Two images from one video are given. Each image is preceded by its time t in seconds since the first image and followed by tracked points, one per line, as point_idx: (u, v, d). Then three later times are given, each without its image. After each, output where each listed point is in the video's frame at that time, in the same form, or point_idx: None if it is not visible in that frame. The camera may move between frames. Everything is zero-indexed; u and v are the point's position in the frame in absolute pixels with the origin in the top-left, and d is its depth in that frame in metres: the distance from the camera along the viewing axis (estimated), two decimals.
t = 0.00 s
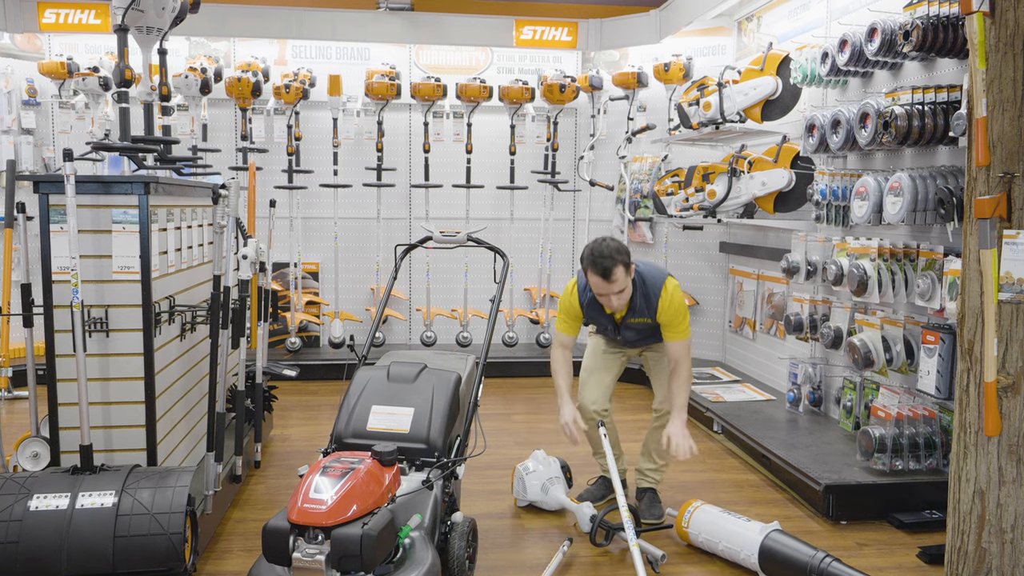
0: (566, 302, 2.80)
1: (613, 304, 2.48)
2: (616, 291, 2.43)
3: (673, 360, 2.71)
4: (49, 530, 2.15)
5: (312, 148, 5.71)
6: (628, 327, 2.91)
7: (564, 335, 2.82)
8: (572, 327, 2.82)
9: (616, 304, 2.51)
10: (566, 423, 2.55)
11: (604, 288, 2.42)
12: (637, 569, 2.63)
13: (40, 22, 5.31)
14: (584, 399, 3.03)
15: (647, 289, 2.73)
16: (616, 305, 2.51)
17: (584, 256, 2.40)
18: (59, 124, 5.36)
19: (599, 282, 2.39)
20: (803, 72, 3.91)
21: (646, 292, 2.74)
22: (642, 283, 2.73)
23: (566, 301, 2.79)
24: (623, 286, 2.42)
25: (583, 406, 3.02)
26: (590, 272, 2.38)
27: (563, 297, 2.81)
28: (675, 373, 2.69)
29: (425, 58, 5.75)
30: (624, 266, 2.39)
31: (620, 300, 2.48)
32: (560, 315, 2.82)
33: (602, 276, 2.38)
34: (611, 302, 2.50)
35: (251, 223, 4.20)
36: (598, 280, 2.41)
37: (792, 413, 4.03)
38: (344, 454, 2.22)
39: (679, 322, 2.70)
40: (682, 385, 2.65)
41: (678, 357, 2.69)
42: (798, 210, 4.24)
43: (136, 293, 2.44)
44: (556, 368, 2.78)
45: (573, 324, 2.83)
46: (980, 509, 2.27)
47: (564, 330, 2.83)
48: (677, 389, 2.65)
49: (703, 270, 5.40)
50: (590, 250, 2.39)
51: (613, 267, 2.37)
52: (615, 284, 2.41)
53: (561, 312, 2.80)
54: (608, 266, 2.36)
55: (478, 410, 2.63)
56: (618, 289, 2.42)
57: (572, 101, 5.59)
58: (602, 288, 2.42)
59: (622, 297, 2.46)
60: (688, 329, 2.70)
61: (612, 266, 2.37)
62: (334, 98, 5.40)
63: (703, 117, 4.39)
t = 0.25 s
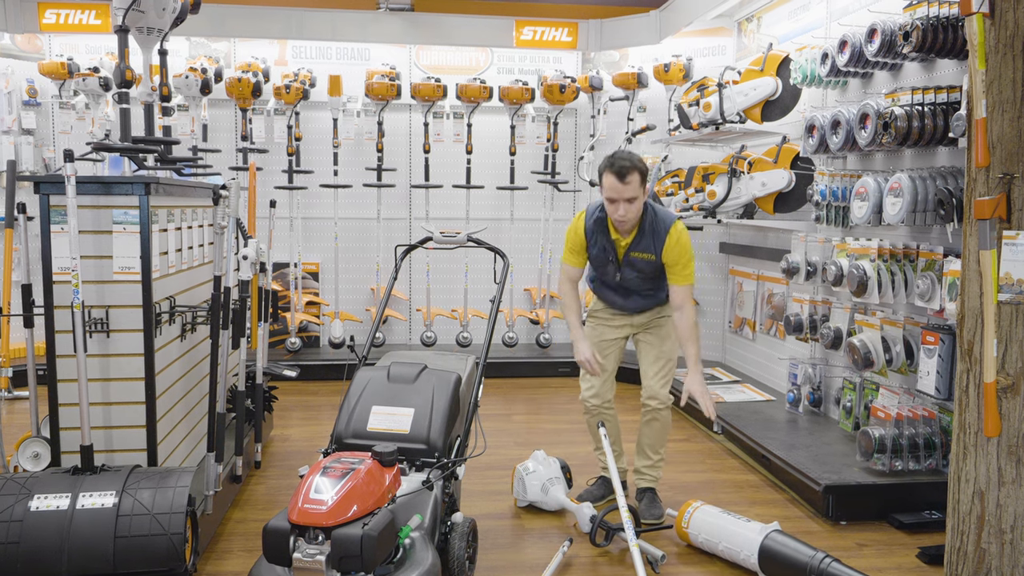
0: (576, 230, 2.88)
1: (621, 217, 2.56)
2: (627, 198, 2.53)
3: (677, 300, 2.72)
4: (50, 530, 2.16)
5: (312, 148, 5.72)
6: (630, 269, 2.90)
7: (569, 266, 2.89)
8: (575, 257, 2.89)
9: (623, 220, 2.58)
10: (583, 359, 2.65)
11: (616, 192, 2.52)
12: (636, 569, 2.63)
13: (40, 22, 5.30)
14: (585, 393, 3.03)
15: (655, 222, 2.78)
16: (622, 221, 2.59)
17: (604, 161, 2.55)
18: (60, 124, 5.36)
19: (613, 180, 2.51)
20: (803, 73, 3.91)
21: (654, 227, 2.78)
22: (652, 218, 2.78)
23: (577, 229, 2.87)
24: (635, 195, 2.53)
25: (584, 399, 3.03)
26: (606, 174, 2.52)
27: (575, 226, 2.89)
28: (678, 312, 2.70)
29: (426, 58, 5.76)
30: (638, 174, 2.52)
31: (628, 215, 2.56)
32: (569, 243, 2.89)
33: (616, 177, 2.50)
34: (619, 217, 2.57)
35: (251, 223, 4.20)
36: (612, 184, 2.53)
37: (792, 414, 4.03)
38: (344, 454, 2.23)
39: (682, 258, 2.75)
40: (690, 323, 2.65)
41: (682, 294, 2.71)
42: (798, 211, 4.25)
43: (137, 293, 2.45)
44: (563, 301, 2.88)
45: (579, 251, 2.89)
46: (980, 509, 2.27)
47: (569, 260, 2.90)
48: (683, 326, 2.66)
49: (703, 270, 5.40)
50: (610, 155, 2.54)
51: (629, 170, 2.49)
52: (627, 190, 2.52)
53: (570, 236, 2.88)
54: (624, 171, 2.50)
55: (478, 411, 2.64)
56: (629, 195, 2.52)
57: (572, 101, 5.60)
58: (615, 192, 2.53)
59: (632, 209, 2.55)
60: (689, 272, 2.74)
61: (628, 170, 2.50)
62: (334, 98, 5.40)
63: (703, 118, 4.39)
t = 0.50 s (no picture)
0: (590, 196, 2.92)
1: (637, 165, 2.62)
2: (644, 146, 2.61)
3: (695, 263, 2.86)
4: (50, 532, 2.16)
5: (312, 149, 5.72)
6: (646, 233, 2.90)
7: (580, 236, 2.93)
8: (587, 225, 2.92)
9: (638, 169, 2.64)
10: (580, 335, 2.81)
11: (633, 140, 2.60)
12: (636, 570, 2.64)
13: (40, 23, 5.31)
14: (586, 391, 3.04)
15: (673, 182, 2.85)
16: (636, 171, 2.65)
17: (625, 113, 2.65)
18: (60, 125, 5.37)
19: (631, 130, 2.59)
20: (803, 74, 3.92)
21: (671, 187, 2.85)
22: (670, 180, 2.86)
23: (592, 193, 2.92)
24: (651, 144, 2.60)
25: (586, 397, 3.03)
26: (625, 122, 2.60)
27: (589, 192, 2.93)
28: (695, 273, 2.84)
29: (425, 59, 5.76)
30: (657, 124, 2.59)
31: (645, 163, 2.62)
32: (582, 209, 2.93)
33: (634, 125, 2.58)
34: (634, 165, 2.63)
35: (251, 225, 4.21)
36: (630, 133, 2.61)
37: (791, 414, 4.03)
38: (344, 455, 2.23)
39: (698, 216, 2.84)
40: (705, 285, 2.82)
41: (698, 257, 2.85)
42: (797, 212, 4.25)
43: (137, 295, 2.45)
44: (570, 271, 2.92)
45: (592, 215, 2.91)
46: (978, 510, 2.28)
47: (580, 228, 2.93)
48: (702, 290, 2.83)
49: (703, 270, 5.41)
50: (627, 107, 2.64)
51: (647, 119, 2.57)
52: (644, 138, 2.60)
53: (585, 200, 2.92)
54: (641, 119, 2.57)
55: (478, 412, 2.64)
56: (646, 144, 2.60)
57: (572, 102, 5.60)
58: (632, 140, 2.61)
59: (648, 157, 2.62)
60: (708, 237, 2.86)
61: (646, 119, 2.57)
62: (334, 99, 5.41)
63: (703, 119, 4.38)
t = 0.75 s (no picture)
0: (594, 229, 2.80)
1: (640, 188, 2.57)
2: (642, 168, 2.56)
3: (697, 261, 2.91)
4: (50, 532, 2.17)
5: (312, 149, 5.73)
6: (661, 247, 2.87)
7: (592, 271, 2.79)
8: (599, 258, 2.79)
9: (639, 192, 2.60)
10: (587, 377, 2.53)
11: (632, 164, 2.55)
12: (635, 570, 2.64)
13: (40, 24, 5.31)
14: (601, 393, 2.94)
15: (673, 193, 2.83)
16: (640, 194, 2.60)
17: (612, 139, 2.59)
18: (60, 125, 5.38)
19: (628, 154, 2.53)
20: (802, 75, 3.93)
21: (674, 198, 2.82)
22: (668, 192, 2.84)
23: (594, 224, 2.80)
24: (648, 165, 2.56)
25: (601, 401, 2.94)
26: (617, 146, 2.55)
27: (591, 226, 2.81)
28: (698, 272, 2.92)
29: (425, 60, 5.77)
30: (651, 144, 2.55)
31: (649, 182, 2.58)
32: (591, 243, 2.78)
33: (629, 147, 2.53)
34: (640, 188, 2.58)
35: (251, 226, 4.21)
36: (626, 157, 2.56)
37: (790, 415, 4.04)
38: (342, 456, 2.23)
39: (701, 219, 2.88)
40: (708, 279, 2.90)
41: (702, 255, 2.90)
42: (796, 213, 4.26)
43: (137, 296, 2.46)
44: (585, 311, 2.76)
45: (602, 249, 2.78)
46: (977, 511, 2.28)
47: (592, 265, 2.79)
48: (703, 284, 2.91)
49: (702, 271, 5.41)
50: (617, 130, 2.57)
51: (641, 140, 2.52)
52: (642, 160, 2.55)
53: (591, 235, 2.79)
54: (635, 141, 2.52)
55: (477, 413, 2.64)
56: (644, 165, 2.55)
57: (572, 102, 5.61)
58: (631, 164, 2.55)
59: (650, 177, 2.58)
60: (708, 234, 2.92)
61: (640, 140, 2.53)
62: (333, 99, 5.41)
63: (702, 120, 4.39)
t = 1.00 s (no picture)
0: (590, 271, 2.75)
1: (627, 239, 2.55)
2: (626, 222, 2.50)
3: (686, 265, 2.98)
4: (50, 533, 2.17)
5: (312, 150, 5.73)
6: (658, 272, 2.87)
7: (593, 308, 2.73)
8: (598, 298, 2.74)
9: (626, 240, 2.57)
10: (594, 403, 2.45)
11: (615, 220, 2.49)
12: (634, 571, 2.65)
13: (40, 25, 5.31)
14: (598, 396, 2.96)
15: (662, 218, 2.79)
16: (629, 241, 2.58)
17: (591, 193, 2.49)
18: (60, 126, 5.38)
19: (609, 211, 2.46)
20: (801, 76, 3.94)
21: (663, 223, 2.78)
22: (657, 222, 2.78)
23: (587, 264, 2.75)
24: (632, 217, 2.50)
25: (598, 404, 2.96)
26: (598, 204, 2.47)
27: (584, 267, 2.75)
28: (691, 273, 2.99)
29: (424, 60, 5.77)
30: (631, 197, 2.47)
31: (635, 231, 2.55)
32: (588, 284, 2.73)
33: (610, 206, 2.46)
34: (628, 237, 2.56)
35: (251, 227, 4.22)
36: (607, 213, 2.49)
37: (789, 416, 4.04)
38: (341, 457, 2.24)
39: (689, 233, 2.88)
40: (700, 279, 2.99)
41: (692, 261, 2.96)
42: (795, 213, 4.26)
43: (136, 297, 2.46)
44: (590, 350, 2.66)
45: (599, 285, 2.74)
46: (975, 511, 2.29)
47: (593, 304, 2.73)
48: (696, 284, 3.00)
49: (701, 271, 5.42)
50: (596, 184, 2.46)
51: (620, 196, 2.44)
52: (625, 215, 2.48)
53: (587, 276, 2.73)
54: (615, 198, 2.44)
55: (475, 414, 2.64)
56: (628, 218, 2.49)
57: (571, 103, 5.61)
58: (614, 221, 2.49)
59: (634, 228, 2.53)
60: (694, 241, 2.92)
61: (621, 195, 2.44)
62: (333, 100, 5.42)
63: (700, 120, 4.41)
